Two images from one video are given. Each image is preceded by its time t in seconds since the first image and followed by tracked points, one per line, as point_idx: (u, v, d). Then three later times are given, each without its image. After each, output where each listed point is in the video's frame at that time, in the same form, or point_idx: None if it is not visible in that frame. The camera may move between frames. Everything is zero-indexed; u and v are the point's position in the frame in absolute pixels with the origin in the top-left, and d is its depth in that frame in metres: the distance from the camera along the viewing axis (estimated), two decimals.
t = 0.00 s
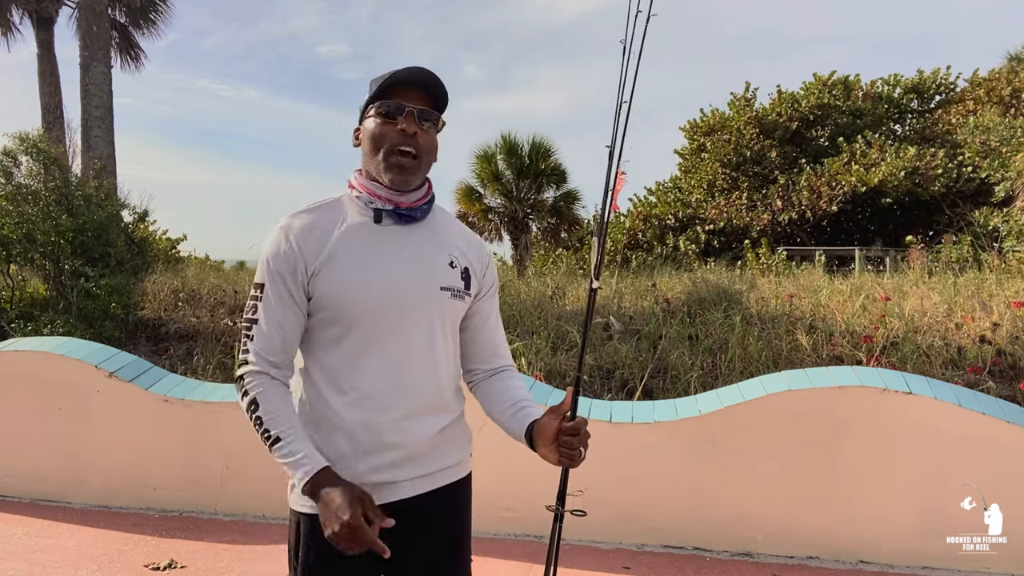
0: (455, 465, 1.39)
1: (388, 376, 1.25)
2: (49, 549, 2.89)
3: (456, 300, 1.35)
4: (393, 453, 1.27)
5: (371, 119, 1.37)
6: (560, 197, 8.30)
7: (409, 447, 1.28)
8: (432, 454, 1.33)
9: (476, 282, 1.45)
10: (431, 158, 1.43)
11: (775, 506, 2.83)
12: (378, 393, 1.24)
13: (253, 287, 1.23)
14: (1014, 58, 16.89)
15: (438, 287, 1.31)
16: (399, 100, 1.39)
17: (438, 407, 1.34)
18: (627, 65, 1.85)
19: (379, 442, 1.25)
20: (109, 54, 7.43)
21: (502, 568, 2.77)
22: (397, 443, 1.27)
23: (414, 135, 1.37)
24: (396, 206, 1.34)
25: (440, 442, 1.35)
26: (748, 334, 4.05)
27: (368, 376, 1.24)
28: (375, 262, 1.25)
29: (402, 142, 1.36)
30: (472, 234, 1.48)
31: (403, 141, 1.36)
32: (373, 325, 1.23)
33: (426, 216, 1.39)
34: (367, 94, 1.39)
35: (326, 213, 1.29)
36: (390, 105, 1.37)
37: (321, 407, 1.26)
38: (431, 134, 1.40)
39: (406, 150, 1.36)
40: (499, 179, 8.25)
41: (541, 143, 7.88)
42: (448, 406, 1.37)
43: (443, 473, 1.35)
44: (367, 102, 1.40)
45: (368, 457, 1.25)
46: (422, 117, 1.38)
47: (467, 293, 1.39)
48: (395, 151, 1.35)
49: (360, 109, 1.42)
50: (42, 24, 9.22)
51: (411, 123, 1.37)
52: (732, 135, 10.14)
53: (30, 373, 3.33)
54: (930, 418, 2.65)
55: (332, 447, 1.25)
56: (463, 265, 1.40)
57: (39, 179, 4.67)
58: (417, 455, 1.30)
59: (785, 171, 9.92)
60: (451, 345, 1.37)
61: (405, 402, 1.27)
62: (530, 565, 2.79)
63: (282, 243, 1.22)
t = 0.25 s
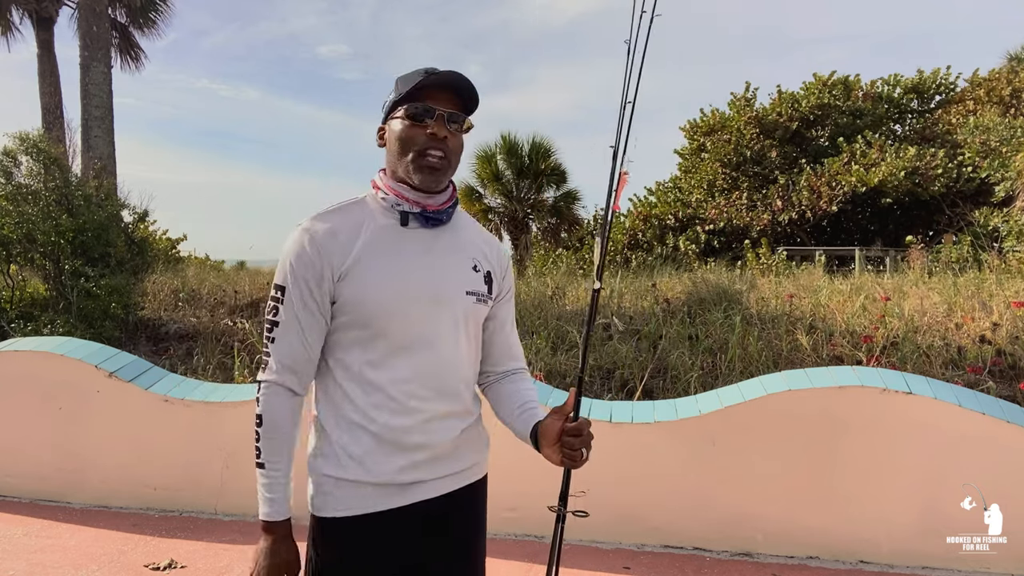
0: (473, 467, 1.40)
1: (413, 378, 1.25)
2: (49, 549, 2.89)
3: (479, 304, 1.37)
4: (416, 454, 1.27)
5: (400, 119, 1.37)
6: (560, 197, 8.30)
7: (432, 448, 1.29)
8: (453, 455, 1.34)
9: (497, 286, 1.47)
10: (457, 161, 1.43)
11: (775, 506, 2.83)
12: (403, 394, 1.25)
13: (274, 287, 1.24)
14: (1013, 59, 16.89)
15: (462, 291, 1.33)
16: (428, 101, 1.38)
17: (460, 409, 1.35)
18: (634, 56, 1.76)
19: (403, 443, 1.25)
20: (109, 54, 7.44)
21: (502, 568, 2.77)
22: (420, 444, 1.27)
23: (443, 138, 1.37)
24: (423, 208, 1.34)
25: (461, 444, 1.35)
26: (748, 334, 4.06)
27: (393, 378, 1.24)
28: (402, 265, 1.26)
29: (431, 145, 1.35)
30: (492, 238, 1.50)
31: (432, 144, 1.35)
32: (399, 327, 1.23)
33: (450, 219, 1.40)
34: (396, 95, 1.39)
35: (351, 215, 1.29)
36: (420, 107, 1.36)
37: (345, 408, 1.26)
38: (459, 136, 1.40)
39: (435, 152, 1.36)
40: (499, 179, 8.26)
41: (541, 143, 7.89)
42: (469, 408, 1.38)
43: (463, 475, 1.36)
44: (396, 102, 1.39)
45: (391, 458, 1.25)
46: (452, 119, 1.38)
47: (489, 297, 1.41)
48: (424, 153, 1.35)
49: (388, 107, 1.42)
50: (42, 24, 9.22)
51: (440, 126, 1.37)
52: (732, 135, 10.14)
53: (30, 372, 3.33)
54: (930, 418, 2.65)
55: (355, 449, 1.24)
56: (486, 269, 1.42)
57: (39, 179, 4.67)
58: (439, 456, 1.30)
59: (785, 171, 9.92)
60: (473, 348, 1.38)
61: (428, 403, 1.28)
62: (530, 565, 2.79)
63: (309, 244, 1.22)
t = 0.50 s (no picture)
0: (476, 471, 1.38)
1: (413, 381, 1.25)
2: (49, 549, 2.89)
3: (487, 309, 1.35)
4: (415, 457, 1.26)
5: (405, 124, 1.38)
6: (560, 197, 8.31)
7: (431, 451, 1.28)
8: (454, 459, 1.32)
9: (510, 290, 1.44)
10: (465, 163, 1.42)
11: (776, 506, 2.83)
12: (403, 397, 1.24)
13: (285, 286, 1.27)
14: (1014, 58, 16.87)
15: (468, 295, 1.31)
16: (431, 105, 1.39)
17: (463, 413, 1.33)
18: (622, 55, 1.76)
19: (403, 445, 1.25)
20: (109, 54, 7.44)
21: (502, 568, 2.77)
22: (420, 447, 1.27)
23: (447, 140, 1.37)
24: (431, 212, 1.34)
25: (463, 448, 1.34)
26: (748, 334, 4.06)
27: (395, 380, 1.24)
28: (405, 268, 1.25)
29: (436, 147, 1.35)
30: (508, 241, 1.47)
31: (436, 147, 1.35)
32: (402, 330, 1.23)
33: (461, 223, 1.38)
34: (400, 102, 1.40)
35: (360, 216, 1.30)
36: (423, 111, 1.37)
37: (348, 407, 1.26)
38: (465, 137, 1.40)
39: (439, 154, 1.36)
40: (499, 180, 8.26)
41: (541, 143, 7.89)
42: (473, 412, 1.36)
43: (465, 478, 1.35)
44: (401, 108, 1.41)
45: (391, 459, 1.25)
46: (456, 120, 1.38)
47: (498, 302, 1.39)
48: (429, 157, 1.36)
49: (393, 113, 1.43)
50: (42, 24, 9.22)
51: (444, 128, 1.37)
52: (732, 135, 10.13)
53: (30, 373, 3.33)
54: (930, 418, 2.65)
55: (356, 448, 1.25)
56: (496, 273, 1.39)
57: (39, 179, 4.67)
58: (439, 459, 1.30)
59: (785, 171, 9.92)
60: (479, 352, 1.36)
61: (430, 407, 1.27)
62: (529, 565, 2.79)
63: (316, 245, 1.23)
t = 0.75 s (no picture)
0: (473, 472, 1.38)
1: (408, 381, 1.25)
2: (49, 549, 2.90)
3: (482, 307, 1.34)
4: (408, 458, 1.27)
5: (386, 124, 1.40)
6: (560, 197, 8.31)
7: (425, 452, 1.28)
8: (448, 460, 1.32)
9: (506, 288, 1.43)
10: (453, 154, 1.42)
11: (775, 506, 2.83)
12: (397, 397, 1.24)
13: (283, 286, 1.27)
14: (1014, 58, 16.85)
15: (463, 294, 1.30)
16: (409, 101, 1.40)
17: (458, 414, 1.33)
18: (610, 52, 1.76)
19: (397, 446, 1.25)
20: (109, 54, 7.44)
21: (502, 568, 2.77)
22: (414, 448, 1.27)
23: (428, 132, 1.37)
24: (421, 208, 1.34)
25: (458, 449, 1.34)
26: (749, 334, 4.06)
27: (389, 380, 1.24)
28: (399, 266, 1.25)
29: (417, 141, 1.36)
30: (505, 238, 1.46)
31: (418, 140, 1.36)
32: (396, 329, 1.23)
33: (455, 219, 1.37)
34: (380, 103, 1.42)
35: (354, 215, 1.30)
36: (402, 108, 1.38)
37: (343, 407, 1.27)
38: (448, 127, 1.39)
39: (422, 148, 1.36)
40: (499, 180, 8.27)
41: (541, 143, 7.89)
42: (469, 413, 1.36)
43: (461, 480, 1.35)
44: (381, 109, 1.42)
45: (385, 459, 1.25)
46: (436, 112, 1.38)
47: (494, 300, 1.38)
48: (413, 152, 1.36)
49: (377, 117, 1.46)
50: (42, 24, 9.23)
51: (423, 121, 1.37)
52: (732, 135, 10.13)
53: (30, 373, 3.33)
54: (930, 418, 2.65)
55: (350, 447, 1.25)
56: (492, 270, 1.38)
57: (39, 179, 4.67)
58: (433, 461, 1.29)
59: (785, 171, 9.92)
60: (475, 351, 1.35)
61: (424, 407, 1.26)
62: (530, 565, 2.79)
63: (311, 243, 1.24)
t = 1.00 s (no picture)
0: (464, 472, 1.38)
1: (394, 379, 1.24)
2: (49, 549, 2.90)
3: (469, 302, 1.33)
4: (397, 457, 1.26)
5: (363, 125, 1.40)
6: (560, 197, 8.31)
7: (415, 451, 1.28)
8: (438, 459, 1.32)
9: (495, 283, 1.43)
10: (432, 149, 1.42)
11: (775, 506, 2.83)
12: (384, 395, 1.24)
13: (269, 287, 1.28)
14: (1013, 58, 16.86)
15: (449, 290, 1.29)
16: (383, 101, 1.40)
17: (447, 412, 1.32)
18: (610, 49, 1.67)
19: (386, 445, 1.25)
20: (109, 54, 7.44)
21: (501, 568, 2.77)
22: (402, 447, 1.27)
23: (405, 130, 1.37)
24: (404, 205, 1.33)
25: (448, 447, 1.34)
26: (749, 334, 4.06)
27: (376, 378, 1.24)
28: (384, 264, 1.25)
29: (395, 140, 1.36)
30: (493, 233, 1.46)
31: (396, 138, 1.36)
32: (381, 326, 1.23)
33: (439, 215, 1.37)
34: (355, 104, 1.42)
35: (338, 215, 1.31)
36: (377, 107, 1.39)
37: (332, 407, 1.27)
38: (425, 123, 1.40)
39: (401, 146, 1.36)
40: (499, 180, 8.27)
41: (541, 143, 7.89)
42: (459, 411, 1.35)
43: (452, 479, 1.35)
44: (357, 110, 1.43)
45: (373, 458, 1.25)
46: (412, 108, 1.38)
47: (482, 295, 1.37)
48: (392, 150, 1.36)
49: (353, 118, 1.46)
50: (42, 24, 9.23)
51: (400, 118, 1.37)
52: (732, 135, 10.12)
53: (30, 373, 3.33)
54: (929, 418, 2.65)
55: (338, 446, 1.25)
56: (480, 265, 1.37)
57: (39, 179, 4.67)
58: (423, 459, 1.29)
59: (785, 171, 9.92)
60: (463, 348, 1.35)
61: (411, 405, 1.26)
62: (530, 565, 2.79)
63: (295, 244, 1.25)
